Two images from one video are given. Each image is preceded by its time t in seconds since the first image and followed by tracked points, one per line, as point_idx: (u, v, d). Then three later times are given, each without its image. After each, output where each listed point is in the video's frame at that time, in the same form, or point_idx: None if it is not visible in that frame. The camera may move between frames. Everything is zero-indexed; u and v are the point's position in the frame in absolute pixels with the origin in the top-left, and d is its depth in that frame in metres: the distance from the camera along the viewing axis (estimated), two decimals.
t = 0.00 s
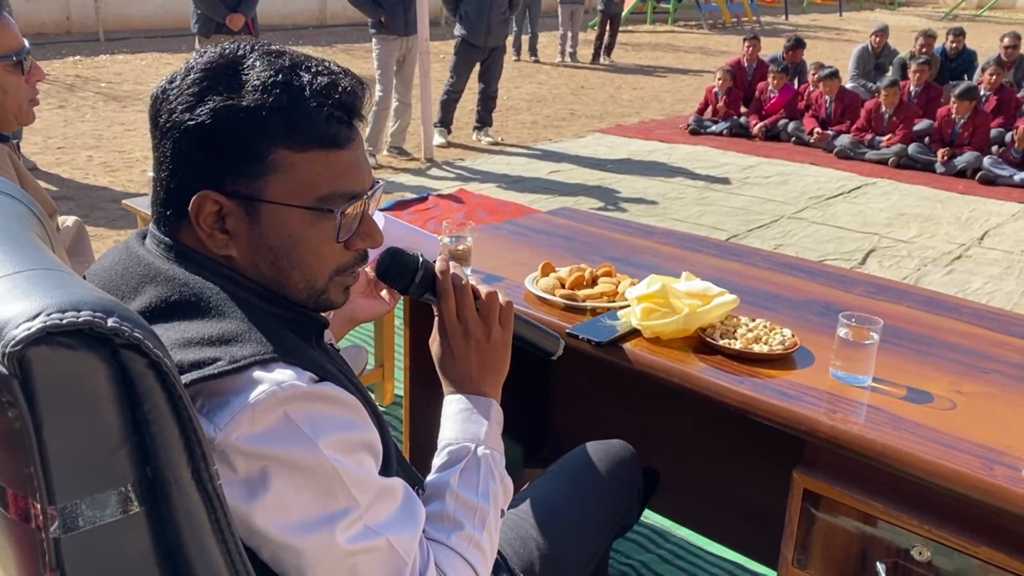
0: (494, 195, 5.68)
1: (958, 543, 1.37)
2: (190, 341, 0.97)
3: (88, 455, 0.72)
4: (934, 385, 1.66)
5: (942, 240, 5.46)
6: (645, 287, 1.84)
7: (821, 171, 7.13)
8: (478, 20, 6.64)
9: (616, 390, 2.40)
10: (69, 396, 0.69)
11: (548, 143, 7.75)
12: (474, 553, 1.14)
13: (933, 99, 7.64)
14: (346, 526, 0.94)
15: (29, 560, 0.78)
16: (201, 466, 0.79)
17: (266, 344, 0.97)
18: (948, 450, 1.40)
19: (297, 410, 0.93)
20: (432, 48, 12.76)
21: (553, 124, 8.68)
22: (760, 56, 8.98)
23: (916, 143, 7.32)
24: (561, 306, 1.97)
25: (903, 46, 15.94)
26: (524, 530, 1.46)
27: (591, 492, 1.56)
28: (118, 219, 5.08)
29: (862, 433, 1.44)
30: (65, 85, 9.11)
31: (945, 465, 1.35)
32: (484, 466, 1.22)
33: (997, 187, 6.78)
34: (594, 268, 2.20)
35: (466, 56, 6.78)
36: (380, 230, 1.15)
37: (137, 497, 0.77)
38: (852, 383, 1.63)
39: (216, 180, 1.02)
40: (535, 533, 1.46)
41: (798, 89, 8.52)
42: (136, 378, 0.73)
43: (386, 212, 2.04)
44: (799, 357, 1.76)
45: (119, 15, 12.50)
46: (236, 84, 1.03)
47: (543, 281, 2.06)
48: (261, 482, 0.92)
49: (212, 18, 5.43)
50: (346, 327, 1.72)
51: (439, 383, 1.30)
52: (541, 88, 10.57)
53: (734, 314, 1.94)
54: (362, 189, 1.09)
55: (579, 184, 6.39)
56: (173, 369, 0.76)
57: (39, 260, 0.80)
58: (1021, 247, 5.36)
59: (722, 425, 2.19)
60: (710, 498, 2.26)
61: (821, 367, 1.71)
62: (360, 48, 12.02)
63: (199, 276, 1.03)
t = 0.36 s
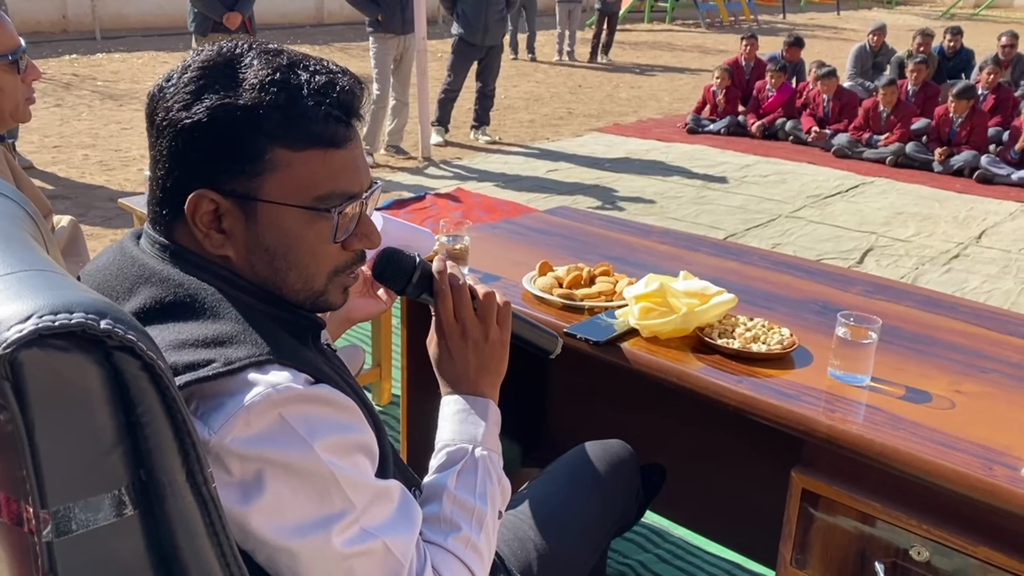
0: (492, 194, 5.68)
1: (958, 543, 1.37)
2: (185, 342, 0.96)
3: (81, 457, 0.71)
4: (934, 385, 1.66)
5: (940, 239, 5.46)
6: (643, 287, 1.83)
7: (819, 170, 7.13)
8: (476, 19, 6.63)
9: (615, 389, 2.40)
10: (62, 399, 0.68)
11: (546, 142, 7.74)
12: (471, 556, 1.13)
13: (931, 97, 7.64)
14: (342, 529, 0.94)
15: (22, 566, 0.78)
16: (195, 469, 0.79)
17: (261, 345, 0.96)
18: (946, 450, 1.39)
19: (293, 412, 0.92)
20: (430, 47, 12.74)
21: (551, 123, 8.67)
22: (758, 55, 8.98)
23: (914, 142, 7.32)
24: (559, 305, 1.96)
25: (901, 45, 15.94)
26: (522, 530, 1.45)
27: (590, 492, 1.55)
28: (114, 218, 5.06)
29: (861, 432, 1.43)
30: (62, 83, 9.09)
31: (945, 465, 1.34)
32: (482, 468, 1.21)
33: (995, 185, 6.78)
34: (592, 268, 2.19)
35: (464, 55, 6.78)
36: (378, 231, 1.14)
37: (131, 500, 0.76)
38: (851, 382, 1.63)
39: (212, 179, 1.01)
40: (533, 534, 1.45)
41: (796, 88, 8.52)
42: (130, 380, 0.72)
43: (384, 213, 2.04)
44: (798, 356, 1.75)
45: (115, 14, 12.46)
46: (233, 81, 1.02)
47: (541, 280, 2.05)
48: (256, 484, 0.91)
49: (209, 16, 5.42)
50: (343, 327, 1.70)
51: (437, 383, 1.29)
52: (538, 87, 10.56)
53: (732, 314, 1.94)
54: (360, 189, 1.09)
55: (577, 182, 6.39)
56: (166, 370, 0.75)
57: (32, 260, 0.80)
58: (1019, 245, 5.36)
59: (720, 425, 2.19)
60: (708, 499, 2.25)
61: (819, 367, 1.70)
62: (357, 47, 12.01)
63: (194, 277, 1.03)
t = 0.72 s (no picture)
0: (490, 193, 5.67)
1: (957, 542, 1.36)
2: (183, 342, 0.96)
3: (78, 457, 0.70)
4: (933, 385, 1.65)
5: (938, 238, 5.46)
6: (642, 286, 1.83)
7: (817, 169, 7.13)
8: (473, 18, 6.62)
9: (614, 388, 2.39)
10: (59, 399, 0.68)
11: (544, 141, 7.74)
12: (470, 555, 1.13)
13: (929, 96, 7.64)
14: (340, 529, 0.93)
15: (19, 566, 0.77)
16: (193, 470, 0.78)
17: (260, 345, 0.96)
18: (945, 449, 1.39)
19: (291, 412, 0.92)
20: (428, 45, 12.74)
21: (548, 122, 8.67)
22: (755, 53, 8.98)
23: (911, 140, 7.32)
24: (557, 305, 1.96)
25: (898, 44, 15.95)
26: (521, 530, 1.45)
27: (589, 491, 1.55)
28: (112, 218, 5.05)
29: (860, 431, 1.43)
30: (59, 82, 9.07)
31: (944, 464, 1.34)
32: (481, 467, 1.20)
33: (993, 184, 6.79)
34: (590, 267, 2.19)
35: (461, 54, 6.77)
36: (377, 228, 1.14)
37: (129, 501, 0.75)
38: (849, 381, 1.63)
39: (212, 177, 1.01)
40: (531, 533, 1.45)
41: (794, 87, 8.52)
42: (126, 380, 0.72)
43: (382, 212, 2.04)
44: (797, 355, 1.75)
45: (113, 12, 12.44)
46: (231, 79, 1.01)
47: (539, 280, 2.05)
48: (254, 484, 0.90)
49: (206, 15, 5.41)
50: (341, 326, 1.69)
51: (436, 382, 1.29)
52: (536, 85, 10.56)
53: (732, 313, 1.93)
54: (358, 187, 1.08)
55: (575, 181, 6.38)
56: (164, 370, 0.74)
57: (28, 260, 0.79)
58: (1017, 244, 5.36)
59: (720, 424, 2.18)
60: (708, 497, 2.25)
61: (818, 366, 1.70)
62: (354, 46, 12.00)
63: (192, 276, 1.02)
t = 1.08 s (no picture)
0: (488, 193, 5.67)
1: (958, 541, 1.37)
2: (188, 342, 0.95)
3: (83, 458, 0.70)
4: (933, 383, 1.65)
5: (935, 237, 5.47)
6: (642, 286, 1.83)
7: (814, 168, 7.13)
8: (471, 17, 6.62)
9: (613, 388, 2.39)
10: (64, 401, 0.68)
11: (542, 140, 7.74)
12: (475, 555, 1.12)
13: (926, 95, 7.65)
14: (346, 529, 0.93)
15: (23, 568, 0.77)
16: (198, 470, 0.78)
17: (266, 343, 0.96)
18: (946, 448, 1.39)
19: (297, 411, 0.92)
20: (425, 45, 12.73)
21: (546, 121, 8.67)
22: (753, 53, 8.98)
23: (909, 140, 7.33)
24: (558, 305, 1.96)
25: (895, 43, 15.97)
26: (523, 531, 1.44)
27: (590, 492, 1.55)
28: (109, 217, 5.04)
29: (861, 431, 1.43)
30: (55, 82, 9.06)
31: (945, 463, 1.34)
32: (484, 468, 1.20)
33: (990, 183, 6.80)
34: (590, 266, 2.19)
35: (459, 53, 6.77)
36: (382, 220, 1.15)
37: (132, 502, 0.75)
38: (851, 381, 1.63)
39: (222, 176, 1.01)
40: (532, 534, 1.44)
41: (792, 86, 8.52)
42: (131, 379, 0.71)
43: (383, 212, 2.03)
44: (797, 355, 1.75)
45: (109, 11, 12.42)
46: (237, 76, 1.00)
47: (539, 280, 2.05)
48: (260, 484, 0.90)
49: (203, 14, 5.40)
50: (343, 326, 1.66)
51: (438, 383, 1.28)
52: (533, 85, 10.56)
53: (732, 313, 1.93)
54: (364, 180, 1.09)
55: (573, 181, 6.38)
56: (168, 369, 0.74)
57: (30, 260, 0.79)
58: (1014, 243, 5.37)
59: (720, 424, 2.18)
60: (707, 497, 2.25)
61: (818, 366, 1.70)
62: (351, 45, 11.99)
63: (201, 276, 1.02)
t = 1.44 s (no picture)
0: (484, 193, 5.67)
1: (959, 540, 1.37)
2: (193, 344, 0.95)
3: (91, 460, 0.70)
4: (933, 383, 1.66)
5: (931, 236, 5.48)
6: (642, 286, 1.83)
7: (810, 168, 7.14)
8: (466, 16, 6.63)
9: (613, 389, 2.39)
10: (71, 403, 0.68)
11: (538, 140, 7.73)
12: (478, 556, 1.13)
13: (921, 95, 7.68)
14: (351, 530, 0.93)
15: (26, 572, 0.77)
16: (205, 473, 0.78)
17: (271, 345, 0.96)
18: (946, 447, 1.40)
19: (303, 411, 0.91)
20: (420, 44, 12.73)
21: (542, 121, 8.67)
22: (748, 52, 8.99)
23: (904, 139, 7.34)
24: (558, 305, 1.96)
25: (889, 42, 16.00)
26: (526, 532, 1.44)
27: (592, 493, 1.55)
28: (104, 218, 5.03)
29: (862, 430, 1.43)
30: (49, 82, 9.03)
31: (945, 462, 1.35)
32: (486, 469, 1.20)
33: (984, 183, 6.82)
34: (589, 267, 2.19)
35: (454, 53, 6.76)
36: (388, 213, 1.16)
37: (138, 504, 0.75)
38: (851, 380, 1.63)
39: (260, 182, 0.99)
40: (535, 535, 1.44)
41: (787, 86, 8.53)
42: (137, 382, 0.71)
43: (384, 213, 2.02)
44: (797, 354, 1.75)
45: (103, 11, 12.38)
46: (267, 79, 0.97)
47: (539, 279, 2.04)
48: (266, 485, 0.90)
49: (198, 14, 5.39)
50: (344, 328, 1.66)
51: (439, 384, 1.28)
52: (529, 85, 10.56)
53: (732, 313, 1.93)
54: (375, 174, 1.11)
55: (569, 180, 6.38)
56: (174, 371, 0.74)
57: (33, 261, 0.78)
58: (1009, 242, 5.38)
59: (719, 424, 2.19)
60: (707, 498, 2.25)
61: (818, 366, 1.70)
62: (347, 45, 11.98)
63: (230, 285, 1.01)
